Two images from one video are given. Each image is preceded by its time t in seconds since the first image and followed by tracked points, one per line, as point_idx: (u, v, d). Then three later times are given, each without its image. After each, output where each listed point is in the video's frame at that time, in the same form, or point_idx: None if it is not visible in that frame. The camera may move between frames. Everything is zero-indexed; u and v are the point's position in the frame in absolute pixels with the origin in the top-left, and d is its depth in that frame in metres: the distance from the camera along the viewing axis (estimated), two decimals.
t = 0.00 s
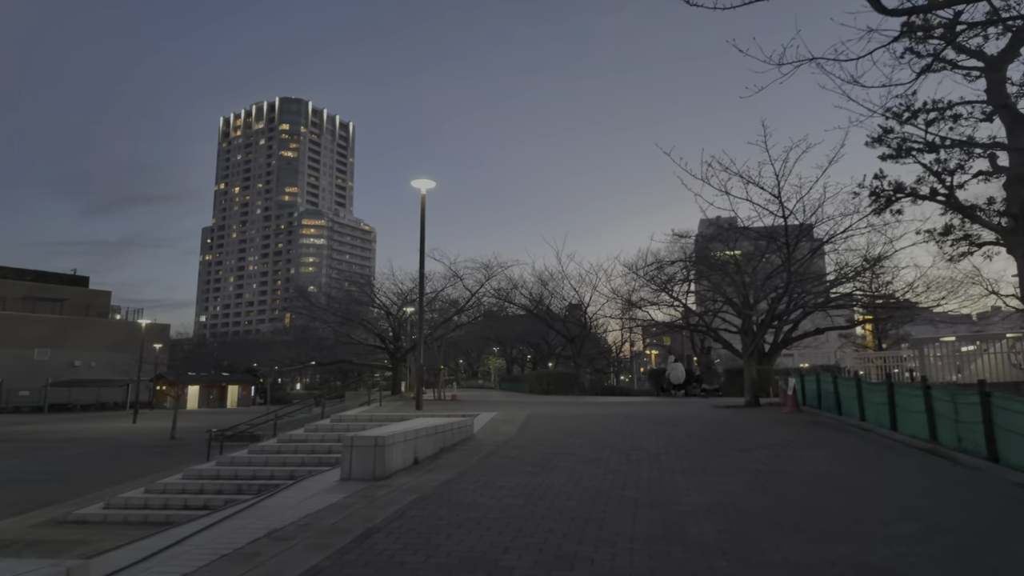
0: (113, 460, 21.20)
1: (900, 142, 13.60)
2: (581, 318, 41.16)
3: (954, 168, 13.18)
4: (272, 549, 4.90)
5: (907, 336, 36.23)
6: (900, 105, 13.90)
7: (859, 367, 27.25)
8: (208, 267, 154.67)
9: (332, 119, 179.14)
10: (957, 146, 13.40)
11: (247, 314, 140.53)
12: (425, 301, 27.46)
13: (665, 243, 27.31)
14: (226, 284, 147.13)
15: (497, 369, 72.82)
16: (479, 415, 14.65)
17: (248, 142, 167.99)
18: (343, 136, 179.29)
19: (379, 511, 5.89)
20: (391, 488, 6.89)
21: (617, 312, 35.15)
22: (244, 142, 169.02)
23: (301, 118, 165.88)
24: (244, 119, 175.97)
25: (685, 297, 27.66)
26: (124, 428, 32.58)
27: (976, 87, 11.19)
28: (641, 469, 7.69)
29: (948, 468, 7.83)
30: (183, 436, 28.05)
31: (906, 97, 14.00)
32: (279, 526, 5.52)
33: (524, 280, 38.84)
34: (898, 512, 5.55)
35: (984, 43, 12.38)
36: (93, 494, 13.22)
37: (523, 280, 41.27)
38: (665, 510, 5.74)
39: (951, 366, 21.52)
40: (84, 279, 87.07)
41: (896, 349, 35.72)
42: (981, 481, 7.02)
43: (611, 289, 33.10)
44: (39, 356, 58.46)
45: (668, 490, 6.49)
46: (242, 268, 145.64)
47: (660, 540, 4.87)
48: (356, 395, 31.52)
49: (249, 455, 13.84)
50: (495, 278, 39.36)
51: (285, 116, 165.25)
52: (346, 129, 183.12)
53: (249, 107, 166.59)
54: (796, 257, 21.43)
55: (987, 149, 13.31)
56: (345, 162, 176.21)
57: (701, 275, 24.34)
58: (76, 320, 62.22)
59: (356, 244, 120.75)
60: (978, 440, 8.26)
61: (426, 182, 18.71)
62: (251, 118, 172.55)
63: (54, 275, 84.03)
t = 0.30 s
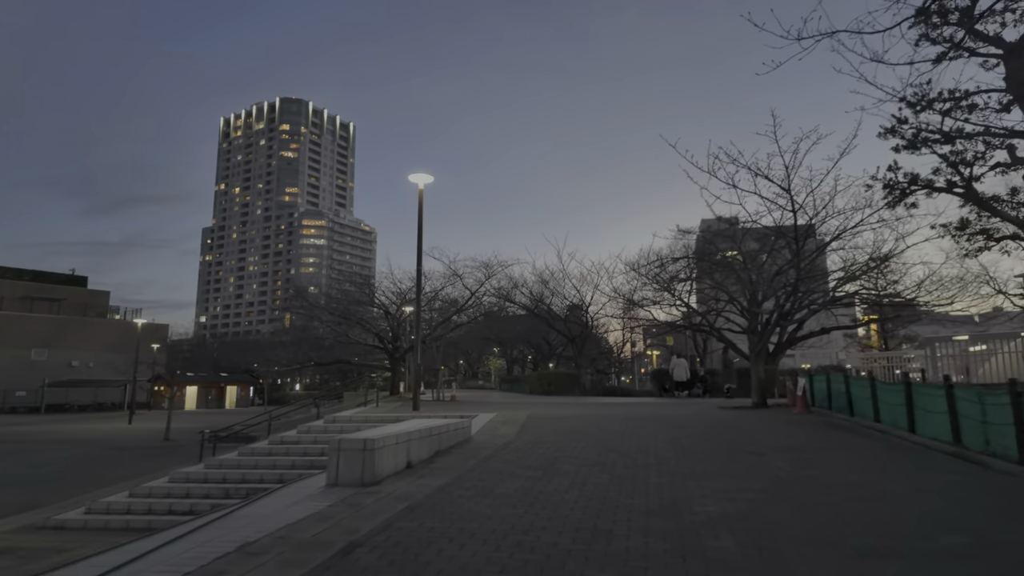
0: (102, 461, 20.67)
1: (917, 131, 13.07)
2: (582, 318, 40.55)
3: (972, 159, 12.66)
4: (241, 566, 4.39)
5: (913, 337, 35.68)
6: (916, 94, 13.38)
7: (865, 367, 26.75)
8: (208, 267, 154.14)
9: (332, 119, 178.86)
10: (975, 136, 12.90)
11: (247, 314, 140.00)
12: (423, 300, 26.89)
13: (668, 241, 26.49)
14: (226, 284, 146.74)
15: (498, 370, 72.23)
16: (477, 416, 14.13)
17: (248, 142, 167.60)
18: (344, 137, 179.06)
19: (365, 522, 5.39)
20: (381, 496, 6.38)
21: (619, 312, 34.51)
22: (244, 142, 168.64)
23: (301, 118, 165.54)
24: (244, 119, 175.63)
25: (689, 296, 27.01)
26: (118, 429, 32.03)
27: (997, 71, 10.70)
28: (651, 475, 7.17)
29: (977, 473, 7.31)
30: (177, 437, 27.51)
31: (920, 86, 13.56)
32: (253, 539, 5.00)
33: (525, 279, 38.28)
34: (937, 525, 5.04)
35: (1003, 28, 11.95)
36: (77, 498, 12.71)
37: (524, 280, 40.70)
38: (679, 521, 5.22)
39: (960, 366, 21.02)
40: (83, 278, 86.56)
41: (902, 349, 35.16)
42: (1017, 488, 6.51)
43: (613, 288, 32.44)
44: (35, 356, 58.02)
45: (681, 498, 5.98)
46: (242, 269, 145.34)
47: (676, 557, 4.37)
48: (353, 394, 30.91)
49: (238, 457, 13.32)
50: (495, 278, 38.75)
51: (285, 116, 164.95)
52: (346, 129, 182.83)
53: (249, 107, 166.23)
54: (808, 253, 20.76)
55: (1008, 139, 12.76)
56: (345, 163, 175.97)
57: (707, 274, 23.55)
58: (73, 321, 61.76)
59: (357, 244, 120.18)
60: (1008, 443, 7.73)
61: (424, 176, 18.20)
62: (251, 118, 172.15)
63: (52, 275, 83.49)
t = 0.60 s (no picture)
0: (91, 465, 20.19)
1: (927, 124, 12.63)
2: (582, 319, 40.05)
3: (985, 153, 12.21)
4: None
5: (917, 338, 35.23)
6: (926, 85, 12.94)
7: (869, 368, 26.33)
8: (207, 267, 153.62)
9: (332, 120, 178.55)
10: (987, 129, 12.45)
11: (246, 314, 139.47)
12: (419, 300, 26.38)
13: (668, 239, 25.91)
14: (225, 285, 146.29)
15: (498, 371, 71.71)
16: (473, 419, 13.64)
17: (248, 143, 167.23)
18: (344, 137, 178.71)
19: (343, 540, 4.95)
20: (365, 509, 5.94)
21: (619, 312, 33.99)
22: (243, 143, 168.11)
23: (301, 119, 165.19)
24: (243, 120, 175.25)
25: (689, 296, 26.48)
26: (111, 431, 31.55)
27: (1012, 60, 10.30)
28: (654, 485, 6.73)
29: (1001, 483, 6.88)
30: (170, 439, 27.03)
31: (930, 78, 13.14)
32: (218, 560, 4.57)
33: (524, 279, 37.79)
34: (969, 545, 4.61)
35: (1016, 17, 11.57)
36: (58, 505, 12.27)
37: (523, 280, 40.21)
38: (686, 539, 4.78)
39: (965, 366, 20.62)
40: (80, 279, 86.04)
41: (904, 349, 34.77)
42: None
43: (613, 288, 31.91)
44: (31, 356, 57.56)
45: (687, 513, 5.55)
46: (241, 269, 144.95)
47: None
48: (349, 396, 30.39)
49: (225, 462, 12.83)
50: (494, 278, 38.23)
51: (285, 116, 164.54)
52: (346, 129, 182.45)
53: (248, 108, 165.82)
54: (813, 250, 20.12)
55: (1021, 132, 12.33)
56: (345, 164, 175.66)
57: (708, 273, 23.00)
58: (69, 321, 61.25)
59: (357, 245, 119.54)
60: None
61: (420, 173, 17.75)
62: (250, 118, 171.72)
63: (49, 275, 83.00)
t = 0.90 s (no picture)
0: (76, 467, 19.67)
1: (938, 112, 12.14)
2: (580, 318, 39.54)
3: (998, 143, 11.72)
4: None
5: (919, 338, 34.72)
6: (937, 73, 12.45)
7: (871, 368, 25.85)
8: (205, 268, 153.07)
9: (331, 120, 178.01)
10: (1000, 118, 11.95)
11: (244, 315, 138.73)
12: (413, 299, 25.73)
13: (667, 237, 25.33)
14: (222, 285, 145.71)
15: (496, 371, 71.10)
16: (465, 421, 13.13)
17: (246, 142, 166.68)
18: (342, 137, 178.15)
19: (309, 558, 4.45)
20: (338, 521, 5.45)
21: (617, 312, 33.46)
22: (241, 143, 167.39)
23: (299, 119, 164.58)
24: (241, 120, 174.61)
25: (689, 295, 25.98)
26: (102, 432, 30.98)
27: None
28: (654, 493, 6.24)
29: None
30: (159, 441, 26.48)
31: (940, 66, 12.66)
32: None
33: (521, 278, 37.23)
34: (1007, 565, 4.13)
35: None
36: (33, 510, 11.76)
37: (521, 279, 39.66)
38: (689, 558, 4.31)
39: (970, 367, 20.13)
40: (75, 278, 85.56)
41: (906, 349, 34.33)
42: None
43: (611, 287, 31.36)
44: (23, 356, 57.04)
45: (690, 526, 5.06)
46: (239, 269, 144.36)
47: None
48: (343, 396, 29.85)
49: (206, 466, 12.30)
50: (490, 277, 37.65)
51: (283, 116, 163.88)
52: (344, 129, 181.95)
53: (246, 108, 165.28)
54: (817, 246, 19.54)
55: None
56: (344, 163, 175.22)
57: (708, 271, 22.38)
58: (63, 321, 60.64)
59: (355, 245, 118.51)
60: None
61: (413, 167, 17.24)
62: (248, 118, 171.06)
63: (45, 275, 82.46)
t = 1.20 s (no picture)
0: (63, 470, 19.20)
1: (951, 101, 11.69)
2: (580, 317, 39.06)
3: (1015, 133, 11.26)
4: None
5: (923, 337, 34.24)
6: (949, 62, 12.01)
7: (874, 368, 25.38)
8: (204, 267, 152.52)
9: (330, 119, 177.57)
10: (1017, 108, 11.49)
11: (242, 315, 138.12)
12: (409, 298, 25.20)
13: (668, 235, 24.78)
14: (221, 285, 145.21)
15: (495, 371, 70.60)
16: (459, 422, 12.63)
17: (246, 142, 166.30)
18: (342, 137, 177.77)
19: None
20: (312, 536, 4.97)
21: (617, 311, 32.96)
22: (240, 142, 166.96)
23: (299, 118, 164.18)
24: (241, 119, 174.22)
25: (690, 294, 25.45)
26: (94, 433, 30.48)
27: None
28: (658, 504, 5.75)
29: None
30: (151, 443, 26.01)
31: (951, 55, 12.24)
32: None
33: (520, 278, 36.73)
34: None
35: None
36: (9, 516, 11.28)
37: (519, 278, 39.12)
38: None
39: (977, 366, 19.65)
40: (73, 278, 85.18)
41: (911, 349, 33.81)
42: None
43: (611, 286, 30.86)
44: (19, 356, 56.56)
45: (699, 542, 4.57)
46: (238, 269, 143.83)
47: None
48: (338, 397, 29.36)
49: (190, 469, 11.78)
50: (489, 276, 37.14)
51: (282, 116, 163.51)
52: (343, 129, 181.57)
53: (246, 108, 164.91)
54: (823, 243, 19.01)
55: None
56: (343, 163, 174.83)
57: (710, 270, 21.82)
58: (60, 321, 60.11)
59: (355, 244, 117.79)
60: None
61: (407, 162, 16.76)
62: (247, 118, 170.67)
63: (42, 275, 82.07)
